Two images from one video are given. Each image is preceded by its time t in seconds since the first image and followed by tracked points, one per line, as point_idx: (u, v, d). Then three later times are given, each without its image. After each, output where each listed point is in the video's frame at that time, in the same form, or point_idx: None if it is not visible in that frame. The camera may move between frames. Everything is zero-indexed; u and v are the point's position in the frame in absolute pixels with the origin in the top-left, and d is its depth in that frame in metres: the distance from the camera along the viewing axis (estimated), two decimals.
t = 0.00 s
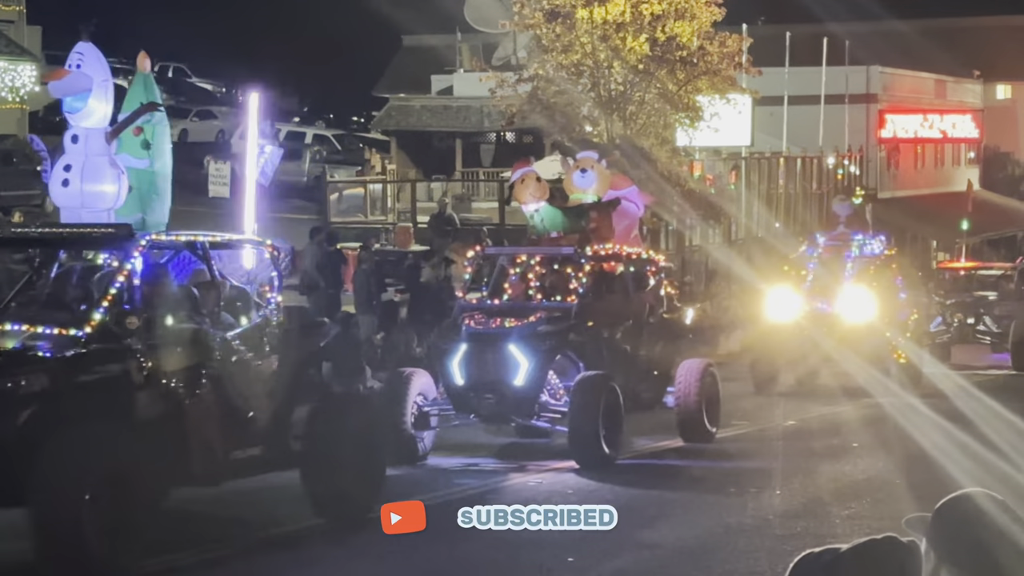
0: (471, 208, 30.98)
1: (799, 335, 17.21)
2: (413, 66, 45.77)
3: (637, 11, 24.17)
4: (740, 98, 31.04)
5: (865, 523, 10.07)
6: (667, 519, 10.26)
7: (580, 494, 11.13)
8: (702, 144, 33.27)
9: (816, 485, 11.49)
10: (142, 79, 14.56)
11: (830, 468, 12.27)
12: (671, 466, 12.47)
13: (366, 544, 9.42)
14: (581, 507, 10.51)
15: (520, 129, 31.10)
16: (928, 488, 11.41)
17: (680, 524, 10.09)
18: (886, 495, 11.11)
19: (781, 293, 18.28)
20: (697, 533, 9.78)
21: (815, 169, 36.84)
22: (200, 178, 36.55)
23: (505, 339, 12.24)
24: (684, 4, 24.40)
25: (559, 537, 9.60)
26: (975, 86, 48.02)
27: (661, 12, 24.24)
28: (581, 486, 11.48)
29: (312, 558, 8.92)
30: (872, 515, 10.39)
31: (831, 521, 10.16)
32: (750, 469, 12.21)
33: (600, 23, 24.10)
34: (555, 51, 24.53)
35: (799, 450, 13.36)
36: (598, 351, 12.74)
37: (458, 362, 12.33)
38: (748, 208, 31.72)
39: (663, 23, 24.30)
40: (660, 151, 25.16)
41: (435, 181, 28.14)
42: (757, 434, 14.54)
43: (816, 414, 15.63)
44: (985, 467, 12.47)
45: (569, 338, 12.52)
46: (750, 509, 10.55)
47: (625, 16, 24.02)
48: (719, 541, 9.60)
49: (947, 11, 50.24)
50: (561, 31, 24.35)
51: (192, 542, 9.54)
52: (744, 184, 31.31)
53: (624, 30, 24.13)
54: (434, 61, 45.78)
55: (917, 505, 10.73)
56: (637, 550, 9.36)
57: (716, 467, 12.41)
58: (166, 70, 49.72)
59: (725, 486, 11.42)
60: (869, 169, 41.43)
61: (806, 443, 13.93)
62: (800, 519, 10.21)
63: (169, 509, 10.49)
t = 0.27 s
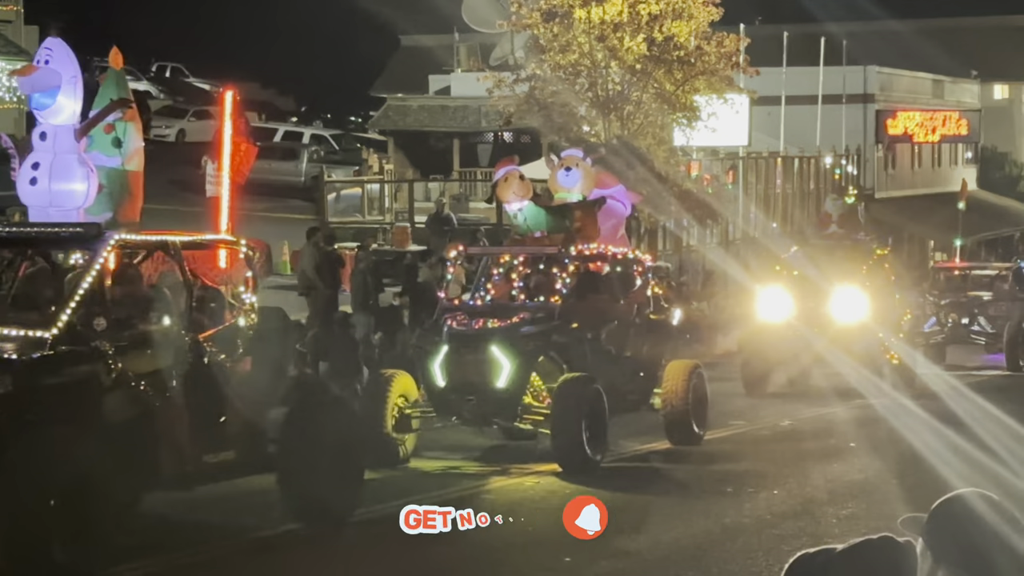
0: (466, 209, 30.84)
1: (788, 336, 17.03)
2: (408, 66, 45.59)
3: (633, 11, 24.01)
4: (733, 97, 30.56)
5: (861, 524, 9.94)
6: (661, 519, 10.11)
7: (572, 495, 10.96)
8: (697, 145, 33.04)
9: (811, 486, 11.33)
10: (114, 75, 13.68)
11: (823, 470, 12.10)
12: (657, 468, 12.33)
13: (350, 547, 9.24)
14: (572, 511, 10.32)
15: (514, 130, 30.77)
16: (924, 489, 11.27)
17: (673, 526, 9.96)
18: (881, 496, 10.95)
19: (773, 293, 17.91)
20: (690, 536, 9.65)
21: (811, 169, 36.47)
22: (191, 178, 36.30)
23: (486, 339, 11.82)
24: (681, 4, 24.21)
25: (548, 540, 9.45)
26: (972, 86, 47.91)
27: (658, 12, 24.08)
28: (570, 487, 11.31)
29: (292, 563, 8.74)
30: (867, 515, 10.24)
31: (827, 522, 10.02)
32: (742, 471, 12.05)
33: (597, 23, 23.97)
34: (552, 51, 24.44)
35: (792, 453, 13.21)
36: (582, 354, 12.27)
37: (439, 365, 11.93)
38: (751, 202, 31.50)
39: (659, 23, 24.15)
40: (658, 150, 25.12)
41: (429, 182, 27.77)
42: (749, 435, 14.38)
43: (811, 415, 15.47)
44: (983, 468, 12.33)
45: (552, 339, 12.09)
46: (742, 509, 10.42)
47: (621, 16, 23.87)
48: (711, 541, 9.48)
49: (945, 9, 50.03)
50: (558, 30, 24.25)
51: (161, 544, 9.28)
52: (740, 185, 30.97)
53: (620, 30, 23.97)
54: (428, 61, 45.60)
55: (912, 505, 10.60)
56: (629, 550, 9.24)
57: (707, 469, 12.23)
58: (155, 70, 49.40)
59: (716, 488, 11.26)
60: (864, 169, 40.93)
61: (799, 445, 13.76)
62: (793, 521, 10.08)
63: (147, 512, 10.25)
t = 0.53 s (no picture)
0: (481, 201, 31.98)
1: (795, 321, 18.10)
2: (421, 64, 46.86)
3: (632, 11, 23.46)
4: (732, 97, 31.74)
5: (867, 438, 11.98)
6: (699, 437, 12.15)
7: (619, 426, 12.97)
8: (699, 143, 34.07)
9: (821, 415, 13.34)
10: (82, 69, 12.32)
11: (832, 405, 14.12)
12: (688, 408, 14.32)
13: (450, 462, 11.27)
14: (622, 437, 12.35)
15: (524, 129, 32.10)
16: (918, 416, 13.29)
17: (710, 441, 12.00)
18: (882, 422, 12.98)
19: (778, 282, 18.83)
20: (725, 446, 11.70)
21: (809, 169, 36.77)
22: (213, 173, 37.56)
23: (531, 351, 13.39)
24: (679, 5, 23.54)
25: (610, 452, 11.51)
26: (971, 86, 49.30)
27: (657, 12, 23.52)
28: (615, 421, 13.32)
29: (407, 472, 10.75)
30: (871, 434, 12.27)
31: (838, 438, 12.05)
32: (762, 407, 14.04)
33: (595, 23, 23.50)
34: (550, 52, 24.02)
35: (804, 397, 15.23)
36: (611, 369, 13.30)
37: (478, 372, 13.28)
38: (749, 200, 32.05)
39: (658, 24, 23.61)
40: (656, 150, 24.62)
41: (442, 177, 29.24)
42: (764, 390, 16.38)
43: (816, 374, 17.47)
44: (968, 404, 14.35)
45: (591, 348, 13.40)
46: (766, 429, 12.45)
47: (620, 16, 23.35)
48: (744, 450, 11.52)
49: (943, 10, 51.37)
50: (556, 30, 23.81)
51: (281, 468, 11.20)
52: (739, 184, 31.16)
53: (618, 29, 23.47)
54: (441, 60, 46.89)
55: (908, 426, 12.63)
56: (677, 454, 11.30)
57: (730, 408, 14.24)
58: (164, 72, 50.94)
59: (741, 418, 13.27)
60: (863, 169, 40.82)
61: (809, 396, 15.78)
62: (809, 437, 12.11)
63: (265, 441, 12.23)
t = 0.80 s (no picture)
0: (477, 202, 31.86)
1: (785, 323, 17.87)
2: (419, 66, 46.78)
3: (629, 11, 23.48)
4: (729, 97, 31.49)
5: (860, 439, 11.95)
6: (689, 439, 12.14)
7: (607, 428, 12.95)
8: (697, 144, 33.94)
9: (813, 416, 13.31)
10: (47, 63, 12.01)
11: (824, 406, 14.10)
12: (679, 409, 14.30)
13: (436, 463, 11.24)
14: (610, 438, 12.33)
15: (521, 129, 31.98)
16: (910, 417, 13.26)
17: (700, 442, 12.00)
18: (874, 422, 12.95)
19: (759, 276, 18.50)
20: (717, 447, 11.69)
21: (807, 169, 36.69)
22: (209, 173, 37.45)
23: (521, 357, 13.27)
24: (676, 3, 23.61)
25: (597, 454, 11.49)
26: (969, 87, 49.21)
27: (654, 11, 23.51)
28: (605, 423, 13.30)
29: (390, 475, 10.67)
30: (863, 434, 12.25)
31: (831, 438, 12.03)
32: (754, 408, 14.03)
33: (593, 23, 23.48)
34: (546, 51, 23.93)
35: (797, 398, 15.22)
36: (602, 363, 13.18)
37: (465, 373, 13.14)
38: (744, 200, 31.72)
39: (655, 23, 23.59)
40: (653, 150, 24.57)
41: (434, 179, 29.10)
42: (756, 392, 16.36)
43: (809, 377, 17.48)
44: (961, 405, 14.33)
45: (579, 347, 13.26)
46: (758, 430, 12.43)
47: (618, 15, 23.36)
48: (736, 450, 11.52)
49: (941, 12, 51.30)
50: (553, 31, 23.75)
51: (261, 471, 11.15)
52: (738, 185, 31.17)
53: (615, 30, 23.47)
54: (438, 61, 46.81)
55: (901, 427, 12.61)
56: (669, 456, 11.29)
57: (723, 408, 14.23)
58: (160, 72, 50.82)
59: (732, 419, 13.25)
60: (861, 169, 40.61)
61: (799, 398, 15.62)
62: (801, 437, 12.09)
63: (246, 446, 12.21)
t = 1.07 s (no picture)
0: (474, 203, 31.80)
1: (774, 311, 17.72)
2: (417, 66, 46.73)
3: (627, 11, 23.41)
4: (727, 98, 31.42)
5: (851, 439, 11.96)
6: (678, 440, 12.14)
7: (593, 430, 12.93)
8: (693, 145, 33.91)
9: (804, 416, 13.29)
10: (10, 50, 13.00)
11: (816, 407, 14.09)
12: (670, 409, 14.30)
13: (418, 466, 11.16)
14: (596, 440, 12.28)
15: (519, 130, 31.95)
16: (901, 417, 13.25)
17: (689, 443, 11.99)
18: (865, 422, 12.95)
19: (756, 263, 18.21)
20: (707, 448, 11.69)
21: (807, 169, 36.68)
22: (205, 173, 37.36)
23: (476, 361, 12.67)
24: (674, 4, 23.55)
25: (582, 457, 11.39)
26: (965, 86, 49.33)
27: (652, 12, 23.44)
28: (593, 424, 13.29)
29: (370, 478, 10.61)
30: (854, 434, 12.25)
31: (822, 438, 12.03)
32: (746, 409, 14.03)
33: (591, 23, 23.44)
34: (545, 51, 23.93)
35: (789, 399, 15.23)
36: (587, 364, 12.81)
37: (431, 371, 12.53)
38: (742, 201, 31.60)
39: (653, 23, 23.53)
40: (651, 150, 24.36)
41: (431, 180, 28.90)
42: (746, 393, 16.28)
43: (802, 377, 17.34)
44: (954, 406, 14.27)
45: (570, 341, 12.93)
46: (747, 430, 12.43)
47: (615, 16, 23.31)
48: (726, 450, 11.52)
49: (937, 12, 51.38)
50: (551, 31, 23.73)
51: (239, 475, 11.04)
52: (735, 185, 31.21)
53: (613, 30, 23.45)
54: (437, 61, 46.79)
55: (892, 427, 12.61)
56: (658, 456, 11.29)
57: (715, 408, 14.23)
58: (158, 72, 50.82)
59: (723, 419, 13.25)
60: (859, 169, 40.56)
61: (790, 396, 15.55)
62: (793, 437, 12.09)
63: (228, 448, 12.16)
